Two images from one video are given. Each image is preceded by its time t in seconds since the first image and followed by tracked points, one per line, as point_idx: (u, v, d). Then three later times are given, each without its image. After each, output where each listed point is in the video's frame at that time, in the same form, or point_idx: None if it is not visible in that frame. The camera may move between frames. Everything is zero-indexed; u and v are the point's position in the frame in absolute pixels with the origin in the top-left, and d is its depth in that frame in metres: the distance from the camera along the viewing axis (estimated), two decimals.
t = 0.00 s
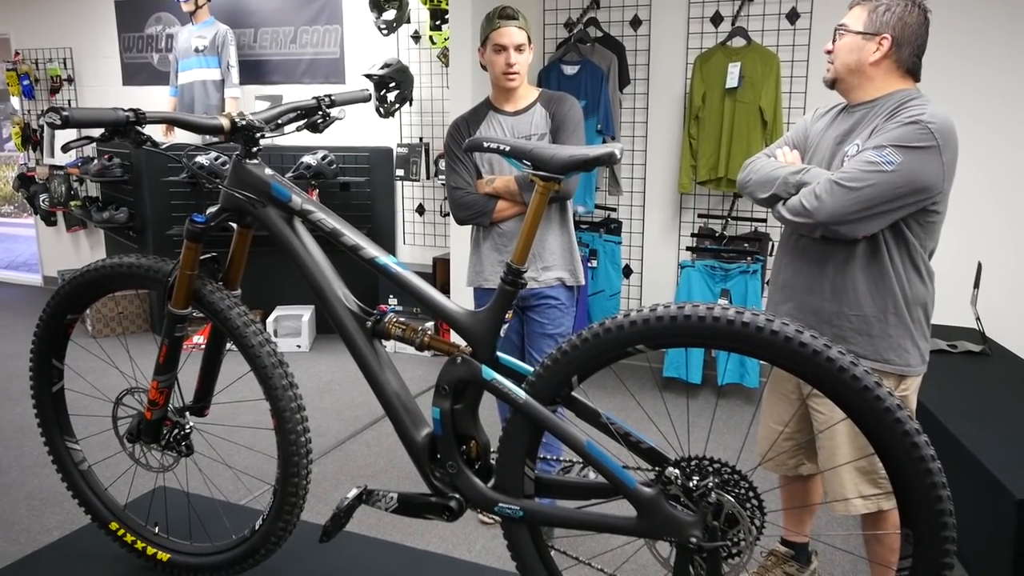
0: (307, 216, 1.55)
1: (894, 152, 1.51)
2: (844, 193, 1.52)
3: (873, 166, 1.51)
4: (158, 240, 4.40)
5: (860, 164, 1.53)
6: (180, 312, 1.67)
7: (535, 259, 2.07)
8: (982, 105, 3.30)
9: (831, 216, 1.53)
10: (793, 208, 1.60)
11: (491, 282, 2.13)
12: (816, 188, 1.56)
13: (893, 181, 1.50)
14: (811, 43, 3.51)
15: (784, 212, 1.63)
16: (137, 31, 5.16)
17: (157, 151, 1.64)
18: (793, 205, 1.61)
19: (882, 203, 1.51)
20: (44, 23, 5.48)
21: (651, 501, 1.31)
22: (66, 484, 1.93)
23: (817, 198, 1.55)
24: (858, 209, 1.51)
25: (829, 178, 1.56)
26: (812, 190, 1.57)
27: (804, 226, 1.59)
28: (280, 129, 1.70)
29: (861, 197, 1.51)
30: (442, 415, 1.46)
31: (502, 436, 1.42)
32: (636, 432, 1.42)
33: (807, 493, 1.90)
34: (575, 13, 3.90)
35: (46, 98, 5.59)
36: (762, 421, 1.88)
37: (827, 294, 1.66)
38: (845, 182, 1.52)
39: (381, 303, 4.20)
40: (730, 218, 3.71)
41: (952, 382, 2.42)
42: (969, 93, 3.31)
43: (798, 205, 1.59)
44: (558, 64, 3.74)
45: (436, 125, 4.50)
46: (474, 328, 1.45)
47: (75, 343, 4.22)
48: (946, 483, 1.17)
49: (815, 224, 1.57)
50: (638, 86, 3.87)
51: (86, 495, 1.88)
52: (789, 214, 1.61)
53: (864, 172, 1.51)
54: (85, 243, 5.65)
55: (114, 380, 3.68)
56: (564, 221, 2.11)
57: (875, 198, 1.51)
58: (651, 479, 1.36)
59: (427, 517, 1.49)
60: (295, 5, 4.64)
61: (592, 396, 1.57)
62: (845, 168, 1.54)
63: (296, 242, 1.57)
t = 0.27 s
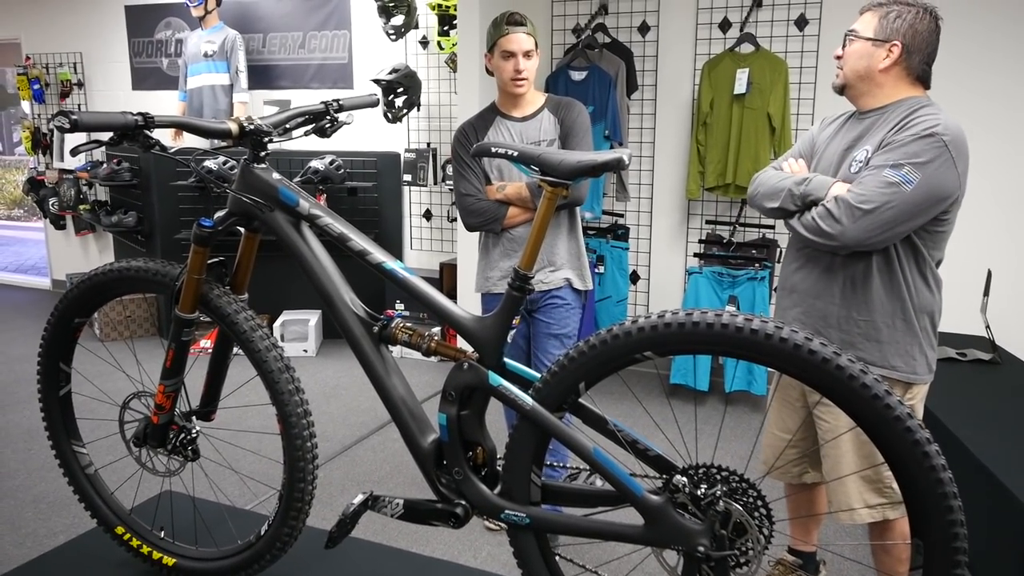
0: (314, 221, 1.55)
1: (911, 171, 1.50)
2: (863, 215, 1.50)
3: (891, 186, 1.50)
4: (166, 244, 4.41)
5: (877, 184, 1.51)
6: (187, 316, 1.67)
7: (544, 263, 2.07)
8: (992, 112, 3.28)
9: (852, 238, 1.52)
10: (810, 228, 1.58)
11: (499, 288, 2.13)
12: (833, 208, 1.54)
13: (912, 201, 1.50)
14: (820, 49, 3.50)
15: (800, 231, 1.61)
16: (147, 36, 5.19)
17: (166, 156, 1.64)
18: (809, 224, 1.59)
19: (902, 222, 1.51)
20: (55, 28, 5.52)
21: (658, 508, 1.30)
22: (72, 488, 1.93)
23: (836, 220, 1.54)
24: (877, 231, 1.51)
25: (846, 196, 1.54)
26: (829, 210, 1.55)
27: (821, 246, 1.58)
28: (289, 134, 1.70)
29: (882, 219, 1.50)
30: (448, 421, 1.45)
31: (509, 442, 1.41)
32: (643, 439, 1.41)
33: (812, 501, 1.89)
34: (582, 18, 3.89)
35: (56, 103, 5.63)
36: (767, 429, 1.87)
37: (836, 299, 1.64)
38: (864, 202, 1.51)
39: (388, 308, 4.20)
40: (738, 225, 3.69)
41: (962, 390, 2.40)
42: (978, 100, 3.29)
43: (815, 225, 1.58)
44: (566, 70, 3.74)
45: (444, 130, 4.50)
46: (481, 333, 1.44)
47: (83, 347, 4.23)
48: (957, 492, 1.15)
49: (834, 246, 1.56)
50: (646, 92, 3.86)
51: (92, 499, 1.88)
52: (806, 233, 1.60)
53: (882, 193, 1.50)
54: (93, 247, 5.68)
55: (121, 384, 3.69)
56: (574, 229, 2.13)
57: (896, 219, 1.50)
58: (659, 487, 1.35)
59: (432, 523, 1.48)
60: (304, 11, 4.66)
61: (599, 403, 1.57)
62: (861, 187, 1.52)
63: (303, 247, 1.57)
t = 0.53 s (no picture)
0: (319, 229, 1.55)
1: (922, 183, 1.49)
2: (873, 228, 1.50)
3: (902, 199, 1.49)
4: (171, 251, 4.43)
5: (888, 196, 1.50)
6: (191, 324, 1.67)
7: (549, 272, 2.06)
8: (997, 123, 3.28)
9: (860, 250, 1.51)
10: (818, 239, 1.57)
11: (503, 296, 2.12)
12: (843, 220, 1.53)
13: (922, 213, 1.49)
14: (825, 60, 3.50)
15: (808, 241, 1.60)
16: (155, 45, 5.22)
17: (172, 163, 1.64)
18: (817, 236, 1.58)
19: (911, 234, 1.50)
20: (63, 37, 5.56)
21: (662, 520, 1.29)
22: (74, 495, 1.93)
23: (845, 231, 1.53)
24: (887, 244, 1.50)
25: (855, 208, 1.53)
26: (838, 222, 1.54)
27: (830, 257, 1.57)
28: (294, 142, 1.70)
29: (892, 231, 1.49)
30: (452, 430, 1.45)
31: (512, 452, 1.40)
32: (648, 450, 1.40)
33: (817, 514, 1.87)
34: (588, 28, 3.92)
35: (63, 110, 5.66)
36: (770, 439, 1.85)
37: (843, 310, 1.64)
38: (874, 215, 1.50)
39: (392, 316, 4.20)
40: (743, 235, 3.68)
41: (969, 402, 2.39)
42: (984, 111, 3.29)
43: (824, 237, 1.57)
44: (572, 80, 3.75)
45: (449, 139, 4.52)
46: (485, 342, 1.43)
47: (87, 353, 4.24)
48: (965, 506, 1.14)
49: (843, 258, 1.55)
50: (651, 102, 3.87)
51: (95, 506, 1.88)
52: (814, 244, 1.59)
53: (893, 206, 1.49)
54: (98, 253, 5.70)
55: (124, 391, 3.69)
56: (578, 240, 2.13)
57: (906, 232, 1.49)
58: (663, 499, 1.33)
59: (435, 533, 1.47)
60: (310, 20, 4.68)
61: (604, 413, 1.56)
62: (871, 199, 1.52)
63: (308, 256, 1.57)
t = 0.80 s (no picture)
0: (322, 231, 1.55)
1: (933, 187, 1.49)
2: (885, 232, 1.49)
3: (914, 203, 1.49)
4: (174, 252, 4.43)
5: (899, 200, 1.50)
6: (194, 325, 1.66)
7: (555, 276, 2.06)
8: (1002, 126, 3.27)
9: (873, 255, 1.51)
10: (829, 244, 1.58)
11: (506, 298, 2.11)
12: (854, 224, 1.53)
13: (934, 217, 1.49)
14: (829, 62, 3.50)
15: (819, 245, 1.60)
16: (158, 46, 5.23)
17: (175, 164, 1.64)
18: (828, 240, 1.58)
19: (924, 238, 1.50)
20: (67, 37, 5.57)
21: (666, 524, 1.28)
22: (77, 496, 1.92)
23: (857, 236, 1.53)
24: (900, 248, 1.50)
25: (866, 212, 1.52)
26: (849, 227, 1.54)
27: (842, 262, 1.57)
28: (297, 143, 1.70)
29: (904, 235, 1.49)
30: (454, 432, 1.44)
31: (515, 455, 1.40)
32: (651, 453, 1.39)
33: (824, 518, 1.87)
34: (592, 31, 3.91)
35: (67, 111, 5.67)
36: (779, 443, 1.85)
37: (854, 314, 1.63)
38: (885, 219, 1.50)
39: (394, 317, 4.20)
40: (746, 237, 3.68)
41: (974, 405, 2.38)
42: (989, 113, 3.27)
43: (835, 241, 1.57)
44: (575, 81, 3.75)
45: (452, 140, 4.52)
46: (487, 344, 1.43)
47: (90, 354, 4.25)
48: (971, 510, 1.13)
49: (855, 262, 1.55)
50: (655, 104, 3.87)
51: (97, 507, 1.88)
52: (826, 249, 1.59)
53: (905, 210, 1.49)
54: (102, 254, 5.70)
55: (127, 392, 3.69)
56: (579, 241, 2.12)
57: (918, 236, 1.49)
58: (666, 502, 1.33)
59: (438, 536, 1.47)
60: (314, 21, 4.69)
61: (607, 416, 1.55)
62: (883, 204, 1.51)
63: (311, 257, 1.57)
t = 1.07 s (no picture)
0: (325, 233, 1.55)
1: (942, 185, 1.49)
2: (895, 231, 1.49)
3: (923, 201, 1.48)
4: (178, 254, 4.44)
5: (908, 199, 1.49)
6: (198, 327, 1.67)
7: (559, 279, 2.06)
8: (1007, 124, 3.26)
9: (883, 255, 1.51)
10: (838, 243, 1.57)
11: (510, 299, 2.11)
12: (863, 224, 1.53)
13: (944, 215, 1.48)
14: (832, 61, 3.49)
15: (828, 246, 1.59)
16: (162, 49, 5.24)
17: (178, 167, 1.64)
18: (837, 240, 1.57)
19: (933, 237, 1.49)
20: (71, 41, 5.58)
21: (671, 525, 1.28)
22: (82, 498, 1.92)
23: (867, 235, 1.52)
24: (911, 246, 1.49)
25: (875, 212, 1.52)
26: (858, 226, 1.53)
27: (852, 261, 1.57)
28: (300, 146, 1.70)
29: (914, 234, 1.48)
30: (459, 434, 1.44)
31: (520, 456, 1.39)
32: (656, 453, 1.38)
33: (833, 517, 1.86)
34: (594, 31, 3.90)
35: (71, 114, 5.69)
36: (789, 443, 1.84)
37: (864, 313, 1.62)
38: (895, 218, 1.49)
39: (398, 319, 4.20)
40: (750, 237, 3.67)
41: (980, 404, 2.37)
42: (993, 112, 3.26)
43: (844, 241, 1.56)
44: (578, 82, 3.74)
45: (455, 142, 4.52)
46: (491, 345, 1.43)
47: (95, 357, 4.26)
48: (977, 510, 1.13)
49: (865, 262, 1.54)
50: (657, 104, 3.86)
51: (102, 510, 1.88)
52: (835, 249, 1.58)
53: (914, 209, 1.48)
54: (106, 257, 5.72)
55: (131, 394, 3.70)
56: (584, 242, 2.11)
57: (928, 234, 1.48)
58: (671, 503, 1.32)
59: (443, 537, 1.46)
60: (316, 24, 4.70)
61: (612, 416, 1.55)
62: (892, 203, 1.51)
63: (315, 259, 1.57)
